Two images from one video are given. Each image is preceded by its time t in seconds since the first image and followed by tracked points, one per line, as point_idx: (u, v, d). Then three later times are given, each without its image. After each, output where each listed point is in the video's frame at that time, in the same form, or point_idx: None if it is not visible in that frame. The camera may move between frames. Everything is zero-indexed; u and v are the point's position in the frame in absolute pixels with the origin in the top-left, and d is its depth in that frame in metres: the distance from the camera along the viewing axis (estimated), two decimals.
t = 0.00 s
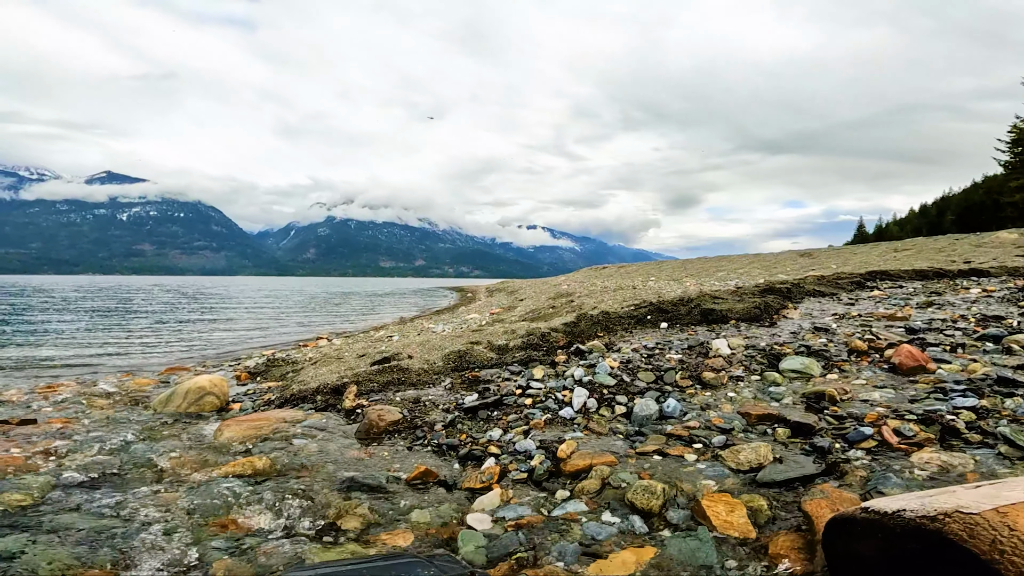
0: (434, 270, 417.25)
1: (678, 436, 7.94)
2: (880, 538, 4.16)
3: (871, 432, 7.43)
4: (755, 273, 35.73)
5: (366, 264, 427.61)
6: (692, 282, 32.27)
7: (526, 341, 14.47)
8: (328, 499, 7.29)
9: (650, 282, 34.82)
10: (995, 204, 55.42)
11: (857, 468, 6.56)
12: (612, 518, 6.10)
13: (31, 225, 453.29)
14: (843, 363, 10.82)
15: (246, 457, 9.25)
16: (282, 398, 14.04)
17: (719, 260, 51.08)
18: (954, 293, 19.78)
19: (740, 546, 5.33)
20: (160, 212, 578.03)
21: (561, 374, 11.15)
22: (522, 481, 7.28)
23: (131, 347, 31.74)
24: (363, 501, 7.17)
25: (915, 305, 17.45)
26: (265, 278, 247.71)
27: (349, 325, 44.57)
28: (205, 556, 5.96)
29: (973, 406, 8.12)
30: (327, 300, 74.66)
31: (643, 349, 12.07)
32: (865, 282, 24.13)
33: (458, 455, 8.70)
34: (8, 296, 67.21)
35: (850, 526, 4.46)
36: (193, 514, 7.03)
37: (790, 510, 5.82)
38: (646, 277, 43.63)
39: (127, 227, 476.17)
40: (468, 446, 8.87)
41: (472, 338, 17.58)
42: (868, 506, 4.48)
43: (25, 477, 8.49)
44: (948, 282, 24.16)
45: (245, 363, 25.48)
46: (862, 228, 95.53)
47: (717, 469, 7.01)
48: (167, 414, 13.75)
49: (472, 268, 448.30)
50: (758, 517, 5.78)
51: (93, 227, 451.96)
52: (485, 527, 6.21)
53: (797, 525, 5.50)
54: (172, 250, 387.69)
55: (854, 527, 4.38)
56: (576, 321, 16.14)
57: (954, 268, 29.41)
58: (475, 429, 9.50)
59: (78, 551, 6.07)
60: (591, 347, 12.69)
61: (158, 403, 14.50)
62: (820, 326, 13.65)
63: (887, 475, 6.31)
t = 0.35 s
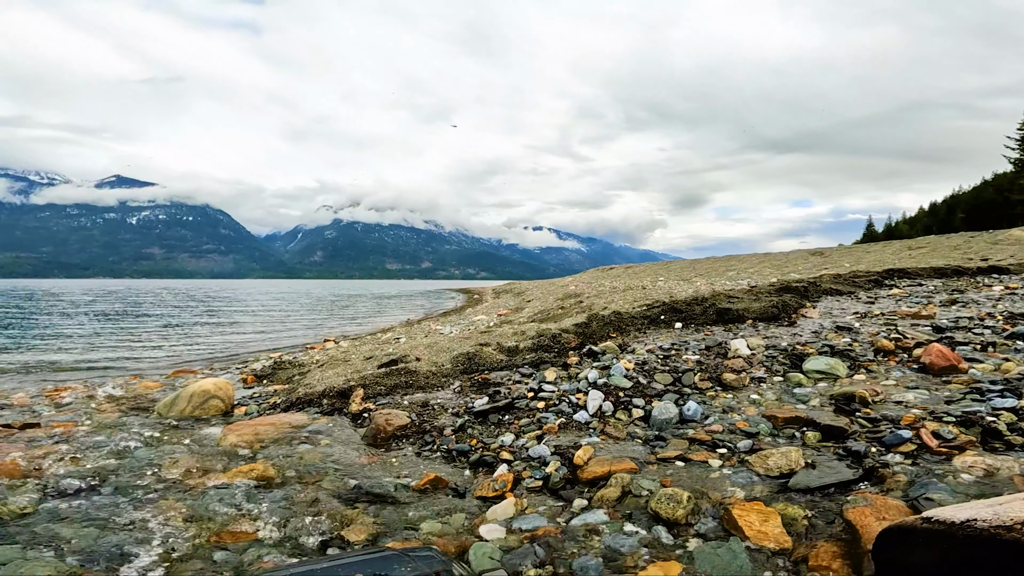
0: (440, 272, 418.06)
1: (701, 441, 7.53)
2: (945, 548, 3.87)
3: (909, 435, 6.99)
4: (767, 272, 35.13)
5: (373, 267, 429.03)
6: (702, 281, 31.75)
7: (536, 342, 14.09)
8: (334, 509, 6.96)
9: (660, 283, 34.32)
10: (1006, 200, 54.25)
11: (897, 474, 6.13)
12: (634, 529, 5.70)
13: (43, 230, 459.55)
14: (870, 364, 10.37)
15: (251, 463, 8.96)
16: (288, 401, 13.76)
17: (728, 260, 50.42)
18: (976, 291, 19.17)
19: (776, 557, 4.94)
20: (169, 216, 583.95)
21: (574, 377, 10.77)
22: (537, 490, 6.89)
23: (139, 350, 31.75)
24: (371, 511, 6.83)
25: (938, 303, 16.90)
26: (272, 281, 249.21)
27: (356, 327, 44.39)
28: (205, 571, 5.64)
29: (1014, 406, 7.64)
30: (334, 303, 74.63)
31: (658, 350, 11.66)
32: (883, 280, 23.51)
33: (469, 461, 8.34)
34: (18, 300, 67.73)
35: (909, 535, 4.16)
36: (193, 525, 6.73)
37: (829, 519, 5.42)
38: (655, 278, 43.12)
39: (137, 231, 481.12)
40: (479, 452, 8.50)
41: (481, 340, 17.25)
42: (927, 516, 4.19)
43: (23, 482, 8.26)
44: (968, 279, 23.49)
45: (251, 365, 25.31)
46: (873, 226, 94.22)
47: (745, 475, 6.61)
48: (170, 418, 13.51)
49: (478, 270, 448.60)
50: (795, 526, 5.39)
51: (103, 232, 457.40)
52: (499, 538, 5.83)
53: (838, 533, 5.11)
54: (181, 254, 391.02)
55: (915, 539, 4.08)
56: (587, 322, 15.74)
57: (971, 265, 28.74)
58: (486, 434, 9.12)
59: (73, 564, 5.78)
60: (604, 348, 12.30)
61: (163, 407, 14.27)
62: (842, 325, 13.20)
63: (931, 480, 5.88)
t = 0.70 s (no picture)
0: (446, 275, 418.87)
1: (726, 446, 7.16)
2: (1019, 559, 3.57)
3: (951, 438, 6.56)
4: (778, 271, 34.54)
5: (379, 269, 430.20)
6: (713, 282, 31.29)
7: (547, 344, 13.73)
8: (340, 520, 6.61)
9: (669, 283, 33.87)
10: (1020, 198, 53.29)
11: (941, 480, 5.74)
12: (661, 541, 5.32)
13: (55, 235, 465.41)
14: (898, 365, 9.95)
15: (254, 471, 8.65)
16: (294, 406, 13.49)
17: (737, 260, 49.84)
18: (1000, 288, 18.59)
19: (818, 570, 4.58)
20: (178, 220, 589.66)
21: (588, 380, 10.40)
22: (553, 499, 6.52)
23: (146, 353, 31.70)
24: (378, 523, 6.47)
25: (961, 301, 16.36)
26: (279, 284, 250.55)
27: (363, 329, 44.20)
28: None
29: None
30: (340, 306, 74.57)
31: (675, 351, 11.26)
32: (901, 279, 22.94)
33: (480, 468, 7.99)
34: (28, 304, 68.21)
35: (978, 544, 3.89)
36: (193, 535, 6.42)
37: (874, 529, 5.04)
38: (663, 279, 42.61)
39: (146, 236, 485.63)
40: (491, 459, 8.14)
41: (490, 342, 16.90)
42: (1003, 526, 3.91)
43: (20, 490, 7.98)
44: (988, 277, 22.88)
45: (258, 368, 25.12)
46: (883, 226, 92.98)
47: (776, 482, 6.24)
48: (175, 423, 13.27)
49: (484, 272, 448.72)
50: (837, 537, 5.01)
51: (113, 237, 462.56)
52: (516, 552, 5.46)
53: (885, 544, 4.75)
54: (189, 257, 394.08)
55: (985, 551, 3.78)
56: (599, 322, 15.37)
57: (989, 263, 28.08)
58: (498, 441, 8.75)
59: None
60: (618, 350, 11.91)
61: (167, 411, 14.03)
62: (866, 325, 12.79)
63: (978, 485, 5.48)
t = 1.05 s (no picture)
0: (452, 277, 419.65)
1: (762, 452, 6.78)
2: None
3: (1004, 439, 6.10)
4: (791, 271, 33.97)
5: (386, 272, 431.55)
6: (726, 281, 30.77)
7: (562, 345, 13.35)
8: (354, 532, 6.27)
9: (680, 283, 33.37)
10: None
11: (1000, 483, 5.31)
12: (702, 553, 4.93)
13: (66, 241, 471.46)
14: (934, 364, 9.48)
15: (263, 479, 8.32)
16: (303, 410, 13.20)
17: (748, 260, 49.17)
18: None
19: None
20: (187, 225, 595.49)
21: (608, 382, 10.00)
22: (580, 509, 6.14)
23: (155, 356, 31.69)
24: (393, 536, 6.09)
25: (990, 299, 15.78)
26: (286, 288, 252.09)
27: (371, 332, 44.01)
28: None
29: None
30: (347, 309, 74.50)
31: (697, 352, 10.83)
32: (923, 277, 22.30)
33: (499, 475, 7.62)
34: (38, 308, 68.48)
35: None
36: (200, 549, 6.10)
37: (936, 536, 4.64)
38: (674, 279, 42.08)
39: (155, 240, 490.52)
40: (510, 466, 7.76)
41: (502, 344, 16.56)
42: None
43: (21, 498, 7.69)
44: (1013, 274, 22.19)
45: (267, 371, 24.95)
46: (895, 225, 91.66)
47: (820, 488, 5.86)
48: (182, 428, 13.03)
49: (490, 274, 448.84)
50: (896, 545, 4.64)
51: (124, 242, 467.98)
52: (545, 568, 5.07)
53: (950, 551, 4.37)
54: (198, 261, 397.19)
55: None
56: (614, 323, 14.98)
57: (1011, 260, 27.33)
58: (516, 447, 8.36)
59: None
60: (637, 351, 11.50)
61: (175, 416, 13.80)
62: (895, 324, 12.34)
63: None
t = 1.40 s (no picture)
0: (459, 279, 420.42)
1: (801, 455, 6.48)
2: None
3: None
4: (804, 270, 33.44)
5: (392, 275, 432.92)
6: (739, 281, 30.33)
7: (579, 346, 13.06)
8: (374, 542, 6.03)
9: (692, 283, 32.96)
10: None
11: None
12: (748, 559, 4.65)
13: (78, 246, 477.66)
14: (971, 362, 9.10)
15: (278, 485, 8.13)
16: (316, 413, 13.00)
17: (759, 259, 48.59)
18: None
19: None
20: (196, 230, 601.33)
21: (630, 383, 9.70)
22: (612, 515, 5.86)
23: (166, 360, 31.76)
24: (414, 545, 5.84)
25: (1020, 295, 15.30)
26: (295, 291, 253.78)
27: (381, 334, 43.96)
28: None
29: None
30: (355, 311, 74.61)
31: (720, 352, 10.50)
32: (944, 275, 21.81)
33: (522, 481, 7.35)
34: (51, 313, 69.22)
35: None
36: (214, 560, 5.89)
37: (1002, 536, 4.34)
38: (685, 279, 41.61)
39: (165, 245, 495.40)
40: (533, 471, 7.49)
41: (516, 345, 16.30)
42: None
43: (33, 505, 7.56)
44: None
45: (278, 374, 24.87)
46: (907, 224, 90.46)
47: (866, 490, 5.57)
48: (195, 431, 12.88)
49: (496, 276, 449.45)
50: (961, 546, 4.34)
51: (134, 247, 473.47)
52: None
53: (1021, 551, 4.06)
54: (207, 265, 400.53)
55: None
56: (631, 323, 14.68)
57: None
58: (539, 451, 8.09)
59: None
60: (658, 351, 11.19)
61: (187, 419, 13.65)
62: (924, 322, 11.95)
63: None
